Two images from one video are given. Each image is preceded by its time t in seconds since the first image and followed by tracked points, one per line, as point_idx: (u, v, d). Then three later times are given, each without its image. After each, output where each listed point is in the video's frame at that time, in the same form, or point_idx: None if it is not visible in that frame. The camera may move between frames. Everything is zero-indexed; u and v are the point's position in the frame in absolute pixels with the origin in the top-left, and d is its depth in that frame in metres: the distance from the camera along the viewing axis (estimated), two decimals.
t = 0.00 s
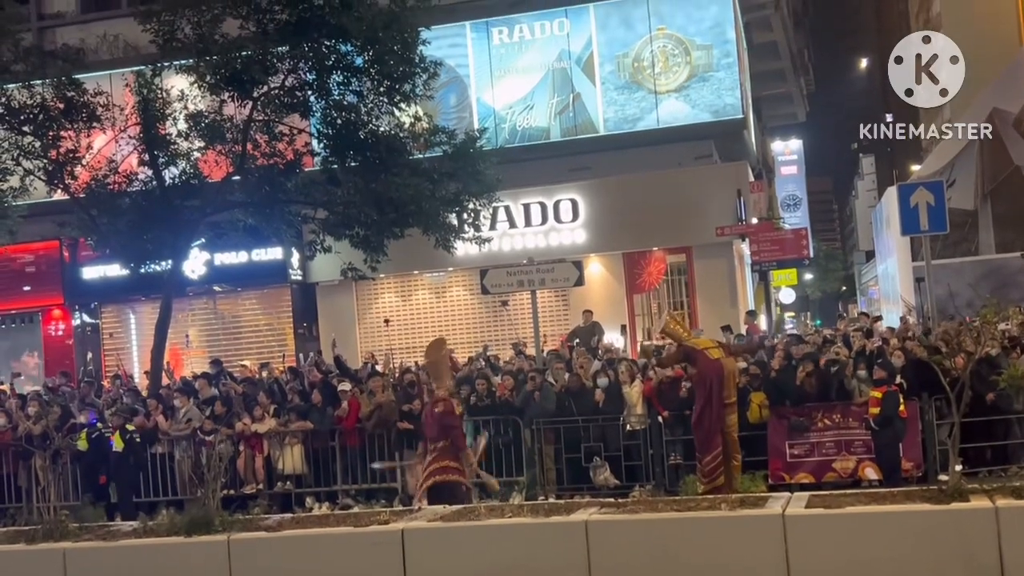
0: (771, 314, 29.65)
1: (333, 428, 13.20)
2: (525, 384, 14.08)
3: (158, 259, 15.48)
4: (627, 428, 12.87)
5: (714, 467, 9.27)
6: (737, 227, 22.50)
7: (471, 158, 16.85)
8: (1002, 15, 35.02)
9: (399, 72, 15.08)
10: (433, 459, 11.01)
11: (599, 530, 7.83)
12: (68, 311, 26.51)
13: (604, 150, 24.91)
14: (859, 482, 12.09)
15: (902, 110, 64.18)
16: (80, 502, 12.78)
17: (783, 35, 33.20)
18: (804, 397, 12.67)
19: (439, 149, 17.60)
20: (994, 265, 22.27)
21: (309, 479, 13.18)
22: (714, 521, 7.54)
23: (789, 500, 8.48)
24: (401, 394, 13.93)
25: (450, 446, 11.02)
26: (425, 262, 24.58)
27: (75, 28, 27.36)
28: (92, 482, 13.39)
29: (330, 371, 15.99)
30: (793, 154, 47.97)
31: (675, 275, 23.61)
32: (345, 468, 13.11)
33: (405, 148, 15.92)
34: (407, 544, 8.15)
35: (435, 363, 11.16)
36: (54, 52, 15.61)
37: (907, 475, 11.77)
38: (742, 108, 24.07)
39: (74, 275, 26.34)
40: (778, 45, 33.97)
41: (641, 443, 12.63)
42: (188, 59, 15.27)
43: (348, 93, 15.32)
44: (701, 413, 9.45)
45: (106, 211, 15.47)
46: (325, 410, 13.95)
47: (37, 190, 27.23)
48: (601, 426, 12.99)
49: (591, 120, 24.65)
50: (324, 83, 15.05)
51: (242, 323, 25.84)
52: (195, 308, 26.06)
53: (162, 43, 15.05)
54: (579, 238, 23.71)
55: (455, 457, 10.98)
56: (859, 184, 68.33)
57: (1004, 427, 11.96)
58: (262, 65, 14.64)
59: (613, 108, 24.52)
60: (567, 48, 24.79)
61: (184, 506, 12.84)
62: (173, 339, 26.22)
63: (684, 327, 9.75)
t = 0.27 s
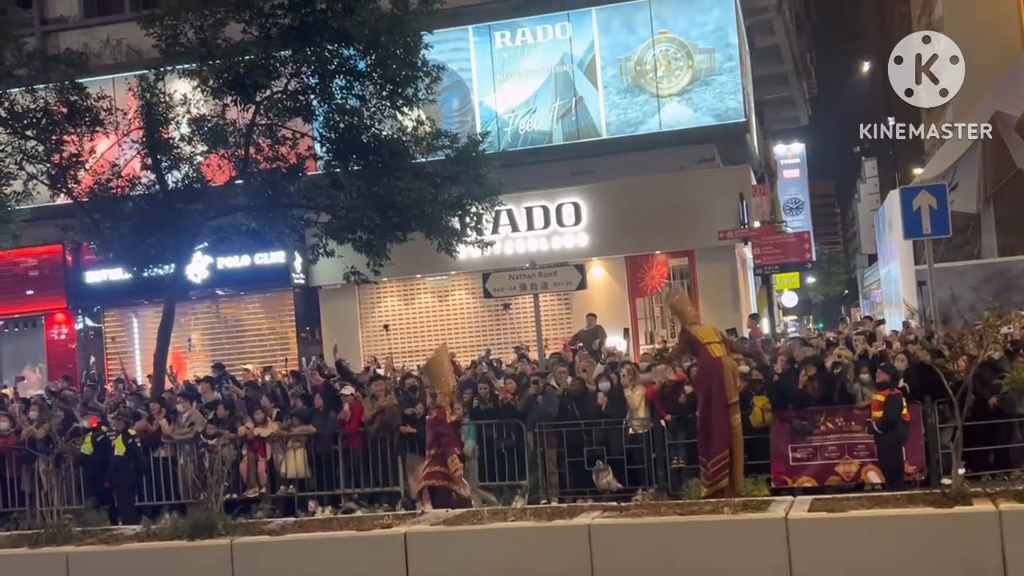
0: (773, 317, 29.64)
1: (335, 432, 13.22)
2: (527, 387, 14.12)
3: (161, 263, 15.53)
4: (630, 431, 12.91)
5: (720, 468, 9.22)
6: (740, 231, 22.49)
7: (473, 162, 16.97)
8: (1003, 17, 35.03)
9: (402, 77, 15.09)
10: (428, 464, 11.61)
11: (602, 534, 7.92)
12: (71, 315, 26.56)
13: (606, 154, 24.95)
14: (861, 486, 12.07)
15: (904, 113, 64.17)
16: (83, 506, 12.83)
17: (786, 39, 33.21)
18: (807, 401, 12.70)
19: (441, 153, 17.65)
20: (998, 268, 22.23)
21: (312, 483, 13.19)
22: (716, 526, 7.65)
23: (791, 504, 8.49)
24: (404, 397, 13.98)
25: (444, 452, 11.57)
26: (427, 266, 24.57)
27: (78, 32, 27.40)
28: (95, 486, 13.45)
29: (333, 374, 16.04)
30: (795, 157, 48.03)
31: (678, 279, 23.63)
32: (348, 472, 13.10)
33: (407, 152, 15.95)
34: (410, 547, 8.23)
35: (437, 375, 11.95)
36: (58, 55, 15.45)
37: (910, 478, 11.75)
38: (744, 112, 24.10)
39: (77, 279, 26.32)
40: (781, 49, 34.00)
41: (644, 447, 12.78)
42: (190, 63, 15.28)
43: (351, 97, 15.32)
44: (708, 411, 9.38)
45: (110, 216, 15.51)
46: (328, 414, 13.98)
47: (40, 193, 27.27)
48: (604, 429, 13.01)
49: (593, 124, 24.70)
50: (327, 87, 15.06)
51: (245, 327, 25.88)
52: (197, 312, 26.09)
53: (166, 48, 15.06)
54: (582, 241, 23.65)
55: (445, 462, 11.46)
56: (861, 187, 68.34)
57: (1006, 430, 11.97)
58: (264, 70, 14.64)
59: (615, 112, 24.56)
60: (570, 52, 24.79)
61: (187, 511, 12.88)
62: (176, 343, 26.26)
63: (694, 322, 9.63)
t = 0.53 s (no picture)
0: (775, 320, 29.62)
1: (338, 435, 13.22)
2: (530, 390, 14.13)
3: (163, 266, 15.56)
4: (633, 433, 12.80)
5: (717, 466, 9.17)
6: (741, 233, 22.53)
7: (475, 165, 17.02)
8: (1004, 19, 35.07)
9: (404, 79, 15.07)
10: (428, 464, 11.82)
11: (604, 536, 7.95)
12: (73, 318, 26.57)
13: (608, 156, 24.97)
14: (864, 488, 12.02)
15: (905, 115, 64.21)
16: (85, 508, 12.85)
17: (787, 41, 33.24)
18: (809, 404, 12.71)
19: (443, 156, 17.66)
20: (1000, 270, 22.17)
21: (314, 486, 13.10)
22: (717, 528, 7.69)
23: (793, 506, 8.50)
24: (407, 400, 14.01)
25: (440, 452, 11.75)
26: (429, 269, 24.59)
27: (80, 35, 27.43)
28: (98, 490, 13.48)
29: (335, 377, 16.05)
30: (796, 159, 48.06)
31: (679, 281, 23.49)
32: (351, 475, 13.07)
33: (410, 154, 15.97)
34: (412, 549, 8.27)
35: (430, 376, 12.05)
36: (59, 59, 15.50)
37: (912, 481, 11.75)
38: (746, 114, 24.08)
39: (79, 282, 26.36)
40: (782, 51, 34.02)
41: (646, 449, 12.67)
42: (193, 66, 15.28)
43: (353, 100, 15.34)
44: (710, 407, 9.18)
45: (112, 219, 15.49)
46: (331, 417, 14.00)
47: (41, 197, 27.30)
48: (606, 432, 12.87)
49: (595, 126, 24.72)
50: (329, 90, 15.09)
51: (247, 330, 25.87)
52: (199, 315, 26.10)
53: (168, 51, 15.00)
54: (584, 244, 23.66)
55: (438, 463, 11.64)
56: (863, 189, 68.34)
57: (1008, 432, 11.96)
58: (266, 72, 14.71)
59: (617, 115, 24.58)
60: (571, 54, 24.81)
61: (189, 513, 12.88)
62: (178, 346, 26.26)
63: (708, 313, 9.24)
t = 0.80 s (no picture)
0: (777, 322, 29.63)
1: (339, 438, 13.21)
2: (532, 392, 14.13)
3: (165, 269, 15.59)
4: (634, 436, 12.90)
5: (726, 470, 9.21)
6: (742, 236, 22.60)
7: (476, 167, 17.08)
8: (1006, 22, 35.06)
9: (405, 82, 15.11)
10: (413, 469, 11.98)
11: (606, 538, 7.95)
12: (75, 321, 26.60)
13: (610, 158, 24.96)
14: (865, 490, 12.06)
15: (908, 116, 64.18)
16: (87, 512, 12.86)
17: (788, 43, 33.26)
18: (810, 406, 12.72)
19: (444, 158, 17.69)
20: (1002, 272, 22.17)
21: (316, 489, 13.03)
22: (719, 530, 7.70)
23: (795, 509, 8.51)
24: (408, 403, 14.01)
25: (429, 455, 12.05)
26: (431, 271, 24.63)
27: (82, 39, 27.46)
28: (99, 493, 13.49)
29: (337, 380, 16.05)
30: (797, 161, 48.09)
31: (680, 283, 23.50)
32: (353, 478, 13.05)
33: (411, 158, 16.01)
34: (414, 552, 8.28)
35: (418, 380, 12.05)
36: (62, 63, 15.72)
37: (914, 483, 11.73)
38: (748, 117, 24.07)
39: (81, 285, 26.41)
40: (783, 53, 34.04)
41: (649, 452, 12.49)
42: (195, 69, 15.33)
43: (354, 103, 15.36)
44: (717, 412, 9.17)
45: (113, 222, 15.58)
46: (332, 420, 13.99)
47: (43, 200, 27.34)
48: (608, 435, 12.95)
49: (596, 128, 24.66)
50: (331, 93, 15.07)
51: (249, 333, 25.87)
52: (201, 318, 26.13)
53: (170, 54, 15.15)
54: (586, 246, 23.71)
55: (433, 470, 11.76)
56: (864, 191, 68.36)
57: (1011, 435, 11.93)
58: (267, 75, 14.71)
59: (619, 117, 24.55)
60: (573, 57, 24.85)
61: (190, 516, 12.86)
62: (180, 349, 26.27)
63: (712, 318, 9.19)
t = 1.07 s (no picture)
0: (779, 324, 29.61)
1: (341, 441, 13.19)
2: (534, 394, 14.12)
3: (167, 272, 15.57)
4: (637, 439, 12.87)
5: (740, 472, 9.18)
6: (745, 238, 22.62)
7: (478, 170, 17.06)
8: (1007, 23, 35.05)
9: (407, 84, 15.14)
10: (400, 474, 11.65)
11: (609, 541, 7.94)
12: (77, 324, 26.61)
13: (611, 160, 24.95)
14: (867, 492, 12.03)
15: (908, 117, 64.13)
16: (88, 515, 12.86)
17: (790, 46, 33.27)
18: (812, 408, 12.70)
19: (445, 161, 17.73)
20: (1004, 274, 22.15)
21: (318, 491, 13.06)
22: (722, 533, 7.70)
23: (797, 511, 8.51)
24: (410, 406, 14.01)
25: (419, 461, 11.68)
26: (432, 274, 24.65)
27: (83, 42, 27.47)
28: (101, 496, 13.49)
29: (338, 383, 16.04)
30: (799, 163, 48.08)
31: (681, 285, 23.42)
32: (355, 480, 13.06)
33: (412, 160, 16.08)
34: (417, 554, 8.29)
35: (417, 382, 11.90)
36: (64, 66, 15.71)
37: (916, 485, 11.74)
38: (749, 119, 24.09)
39: (83, 288, 26.43)
40: (785, 55, 34.04)
41: (651, 454, 12.50)
42: (196, 72, 15.36)
43: (356, 105, 15.45)
44: (722, 415, 9.16)
45: (116, 225, 15.45)
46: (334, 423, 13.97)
47: (45, 203, 27.37)
48: (610, 437, 12.93)
49: (597, 130, 24.70)
50: (333, 96, 15.11)
51: (251, 335, 25.88)
52: (203, 320, 26.13)
53: (171, 57, 15.18)
54: (587, 248, 23.75)
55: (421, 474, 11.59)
56: (866, 193, 68.34)
57: (1013, 437, 11.90)
58: (269, 79, 14.74)
59: (620, 119, 24.58)
60: (574, 59, 24.84)
61: (192, 519, 12.86)
62: (182, 352, 26.27)
63: (708, 320, 9.21)
